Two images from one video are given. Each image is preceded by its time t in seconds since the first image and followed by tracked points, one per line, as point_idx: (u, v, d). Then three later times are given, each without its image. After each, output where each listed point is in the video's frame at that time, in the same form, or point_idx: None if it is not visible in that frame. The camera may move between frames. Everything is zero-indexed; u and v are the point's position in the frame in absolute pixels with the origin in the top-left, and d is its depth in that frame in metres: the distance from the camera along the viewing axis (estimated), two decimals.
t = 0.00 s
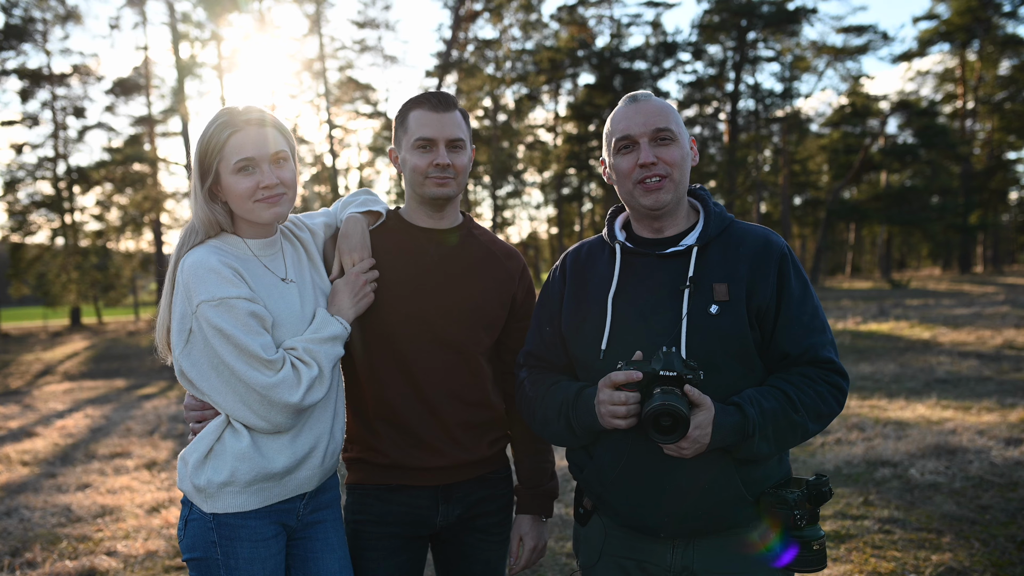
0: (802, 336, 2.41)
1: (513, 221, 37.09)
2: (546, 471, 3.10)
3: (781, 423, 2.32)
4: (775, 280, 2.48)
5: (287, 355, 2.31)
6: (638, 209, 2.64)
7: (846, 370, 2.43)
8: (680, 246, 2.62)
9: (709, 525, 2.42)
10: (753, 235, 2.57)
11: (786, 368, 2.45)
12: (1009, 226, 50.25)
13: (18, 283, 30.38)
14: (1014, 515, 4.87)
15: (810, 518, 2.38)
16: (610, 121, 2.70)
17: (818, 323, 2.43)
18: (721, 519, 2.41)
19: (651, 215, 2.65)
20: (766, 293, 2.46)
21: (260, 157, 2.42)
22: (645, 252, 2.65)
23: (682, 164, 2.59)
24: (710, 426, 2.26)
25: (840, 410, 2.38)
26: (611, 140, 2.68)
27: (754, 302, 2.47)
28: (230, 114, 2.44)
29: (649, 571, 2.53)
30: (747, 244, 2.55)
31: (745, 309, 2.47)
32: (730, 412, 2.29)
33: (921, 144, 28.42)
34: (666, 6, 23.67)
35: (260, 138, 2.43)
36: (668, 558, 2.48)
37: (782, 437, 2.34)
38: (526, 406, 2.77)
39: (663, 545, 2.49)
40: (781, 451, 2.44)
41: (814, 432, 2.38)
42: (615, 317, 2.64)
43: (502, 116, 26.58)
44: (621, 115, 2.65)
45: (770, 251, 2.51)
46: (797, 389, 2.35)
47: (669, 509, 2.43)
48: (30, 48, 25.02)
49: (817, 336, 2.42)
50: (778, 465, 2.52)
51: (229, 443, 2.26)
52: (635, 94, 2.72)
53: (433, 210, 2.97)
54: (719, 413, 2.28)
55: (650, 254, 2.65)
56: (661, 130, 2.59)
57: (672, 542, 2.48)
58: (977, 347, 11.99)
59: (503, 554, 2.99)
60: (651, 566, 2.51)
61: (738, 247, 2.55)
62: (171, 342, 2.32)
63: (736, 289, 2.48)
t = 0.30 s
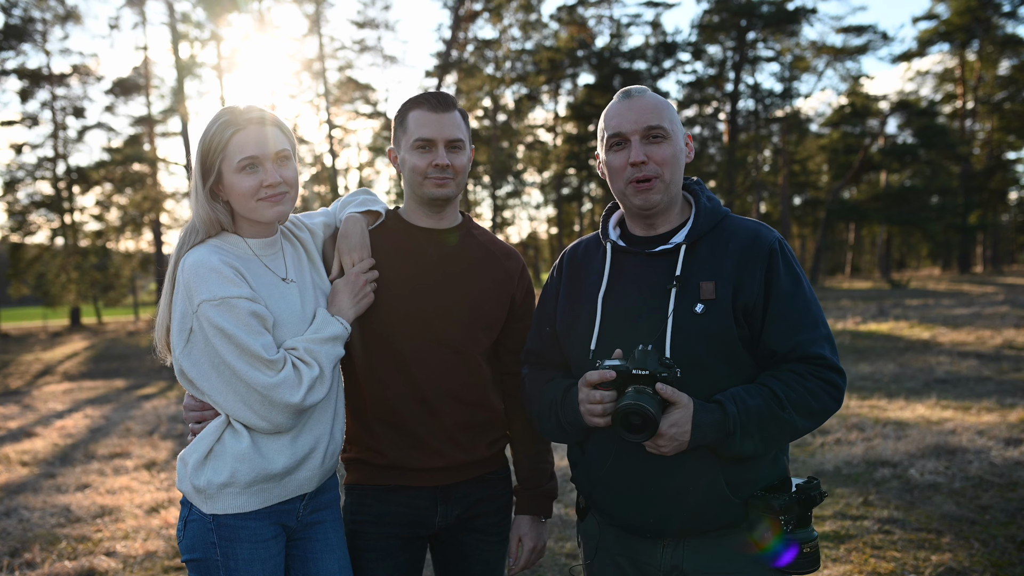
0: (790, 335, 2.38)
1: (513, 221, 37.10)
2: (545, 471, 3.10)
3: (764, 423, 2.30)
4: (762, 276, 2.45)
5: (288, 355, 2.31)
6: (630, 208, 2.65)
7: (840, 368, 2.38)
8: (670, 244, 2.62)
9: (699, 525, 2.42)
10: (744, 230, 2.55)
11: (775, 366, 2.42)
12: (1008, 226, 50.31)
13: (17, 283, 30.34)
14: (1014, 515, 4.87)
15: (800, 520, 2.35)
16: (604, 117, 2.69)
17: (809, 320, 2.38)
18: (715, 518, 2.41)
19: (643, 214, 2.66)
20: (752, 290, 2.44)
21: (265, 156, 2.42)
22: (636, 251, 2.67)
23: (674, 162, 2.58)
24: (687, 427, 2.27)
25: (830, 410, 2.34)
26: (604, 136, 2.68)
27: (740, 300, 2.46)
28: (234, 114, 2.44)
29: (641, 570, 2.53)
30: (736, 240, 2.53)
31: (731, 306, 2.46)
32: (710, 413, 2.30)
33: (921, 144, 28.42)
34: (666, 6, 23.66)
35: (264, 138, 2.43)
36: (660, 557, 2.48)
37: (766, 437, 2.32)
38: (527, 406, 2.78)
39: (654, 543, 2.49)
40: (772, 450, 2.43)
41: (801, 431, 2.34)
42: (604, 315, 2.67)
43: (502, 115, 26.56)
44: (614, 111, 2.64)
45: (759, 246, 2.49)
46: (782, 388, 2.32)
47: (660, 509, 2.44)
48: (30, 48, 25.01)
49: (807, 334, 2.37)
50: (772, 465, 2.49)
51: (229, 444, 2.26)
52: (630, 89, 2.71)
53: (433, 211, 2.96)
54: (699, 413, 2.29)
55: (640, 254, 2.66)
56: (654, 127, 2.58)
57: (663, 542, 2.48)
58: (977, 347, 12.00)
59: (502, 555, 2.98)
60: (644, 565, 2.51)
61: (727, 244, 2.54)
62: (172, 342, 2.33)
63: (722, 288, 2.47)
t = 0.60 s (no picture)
0: (787, 341, 2.36)
1: (513, 221, 37.10)
2: (547, 472, 3.10)
3: (755, 432, 2.30)
4: (761, 281, 2.44)
5: (287, 356, 2.31)
6: (636, 211, 2.65)
7: (834, 379, 2.36)
8: (672, 245, 2.62)
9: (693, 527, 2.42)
10: (745, 233, 2.54)
11: (770, 372, 2.41)
12: (1008, 226, 50.32)
13: (17, 283, 30.33)
14: (1014, 516, 4.87)
15: (793, 522, 2.33)
16: (614, 118, 2.67)
17: (805, 328, 2.36)
18: (710, 519, 2.41)
19: (649, 216, 2.66)
20: (750, 295, 2.43)
21: (265, 154, 2.42)
22: (638, 251, 2.67)
23: (684, 167, 2.58)
24: (679, 428, 2.25)
25: (824, 418, 2.33)
26: (613, 138, 2.66)
27: (738, 304, 2.45)
28: (234, 112, 2.43)
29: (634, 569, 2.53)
30: (738, 243, 2.53)
31: (729, 311, 2.46)
32: (703, 419, 2.29)
33: (921, 145, 28.44)
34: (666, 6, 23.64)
35: (264, 136, 2.42)
36: (654, 556, 2.48)
37: (755, 444, 2.32)
38: (526, 404, 2.77)
39: (648, 543, 2.49)
40: (766, 454, 2.42)
41: (790, 440, 2.33)
42: (604, 315, 2.67)
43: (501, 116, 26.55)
44: (624, 114, 2.62)
45: (759, 251, 2.47)
46: (775, 396, 2.31)
47: (654, 510, 2.44)
48: (30, 48, 25.02)
49: (803, 342, 2.35)
50: (768, 466, 2.49)
51: (227, 445, 2.26)
52: (642, 89, 2.68)
53: (435, 210, 2.96)
54: (694, 418, 2.28)
55: (641, 254, 2.66)
56: (665, 132, 2.57)
57: (657, 541, 2.48)
58: (977, 347, 12.01)
59: (502, 556, 2.98)
60: (639, 566, 2.51)
61: (728, 247, 2.53)
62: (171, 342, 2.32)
63: (721, 291, 2.47)
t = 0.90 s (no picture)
0: (797, 344, 2.39)
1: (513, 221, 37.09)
2: (550, 472, 3.09)
3: (769, 431, 2.31)
4: (773, 286, 2.46)
5: (286, 356, 2.31)
6: (647, 210, 2.65)
7: (841, 381, 2.40)
8: (682, 246, 2.62)
9: (700, 524, 2.42)
10: (755, 238, 2.55)
11: (780, 374, 2.44)
12: (1008, 227, 50.31)
13: (18, 283, 30.33)
14: (1014, 516, 4.86)
15: (799, 516, 2.36)
16: (626, 116, 2.66)
17: (814, 332, 2.41)
18: (716, 516, 2.41)
19: (660, 217, 2.66)
20: (763, 299, 2.45)
21: (266, 153, 2.42)
22: (647, 251, 2.65)
23: (695, 167, 2.58)
24: (698, 427, 2.25)
25: (830, 420, 2.37)
26: (625, 137, 2.65)
27: (750, 308, 2.47)
28: (235, 110, 2.43)
29: (639, 567, 2.52)
30: (749, 246, 2.53)
31: (741, 313, 2.46)
32: (717, 417, 2.30)
33: (921, 145, 28.45)
34: (667, 6, 23.64)
35: (264, 134, 2.43)
36: (658, 555, 2.47)
37: (769, 443, 2.33)
38: (526, 401, 2.77)
39: (654, 541, 2.48)
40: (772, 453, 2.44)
41: (800, 439, 2.36)
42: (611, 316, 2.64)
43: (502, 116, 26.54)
44: (637, 113, 2.61)
45: (771, 257, 2.49)
46: (786, 395, 2.33)
47: (660, 508, 2.42)
48: (30, 48, 25.05)
49: (813, 345, 2.39)
50: (771, 465, 2.50)
51: (227, 445, 2.26)
52: (653, 89, 2.68)
53: (439, 209, 2.96)
54: (709, 416, 2.28)
55: (650, 253, 2.65)
56: (677, 132, 2.57)
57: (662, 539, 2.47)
58: (977, 347, 12.02)
59: (504, 556, 2.98)
60: (643, 564, 2.51)
61: (740, 250, 2.54)
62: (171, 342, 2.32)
63: (733, 293, 2.47)
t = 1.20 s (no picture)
0: (802, 342, 2.43)
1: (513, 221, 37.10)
2: (550, 472, 3.10)
3: (777, 426, 2.33)
4: (778, 286, 2.47)
5: (286, 357, 2.31)
6: (644, 213, 2.65)
7: (844, 378, 2.43)
8: (685, 247, 2.62)
9: (706, 526, 2.41)
10: (758, 239, 2.56)
11: (785, 372, 2.46)
12: (1008, 226, 50.33)
13: (18, 284, 30.32)
14: (1014, 516, 4.87)
15: (805, 518, 2.36)
16: (616, 123, 2.68)
17: (818, 330, 2.44)
18: (721, 518, 2.41)
19: (658, 220, 2.66)
20: (768, 299, 2.46)
21: (267, 152, 2.42)
22: (650, 252, 2.64)
23: (688, 167, 2.58)
24: (708, 425, 2.24)
25: (835, 417, 2.38)
26: (617, 143, 2.67)
27: (755, 307, 2.48)
28: (235, 111, 2.43)
29: (644, 570, 2.53)
30: (753, 247, 2.54)
31: (746, 313, 2.47)
32: (726, 413, 2.30)
33: (921, 145, 28.45)
34: (667, 6, 23.63)
35: (264, 133, 2.43)
36: (663, 557, 2.48)
37: (776, 440, 2.34)
38: (527, 402, 2.76)
39: (658, 543, 2.48)
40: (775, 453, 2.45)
41: (806, 437, 2.38)
42: (616, 317, 2.64)
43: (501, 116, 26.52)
44: (626, 118, 2.63)
45: (776, 257, 2.50)
46: (793, 392, 2.35)
47: (664, 509, 2.43)
48: (30, 48, 25.06)
49: (817, 343, 2.42)
50: (773, 465, 2.51)
51: (227, 446, 2.26)
52: (641, 94, 2.69)
53: (441, 210, 2.96)
54: (718, 413, 2.28)
55: (654, 255, 2.65)
56: (666, 134, 2.57)
57: (666, 542, 2.47)
58: (977, 347, 12.01)
59: (505, 556, 2.98)
60: (646, 565, 2.51)
61: (744, 250, 2.54)
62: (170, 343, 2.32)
63: (738, 293, 2.48)
